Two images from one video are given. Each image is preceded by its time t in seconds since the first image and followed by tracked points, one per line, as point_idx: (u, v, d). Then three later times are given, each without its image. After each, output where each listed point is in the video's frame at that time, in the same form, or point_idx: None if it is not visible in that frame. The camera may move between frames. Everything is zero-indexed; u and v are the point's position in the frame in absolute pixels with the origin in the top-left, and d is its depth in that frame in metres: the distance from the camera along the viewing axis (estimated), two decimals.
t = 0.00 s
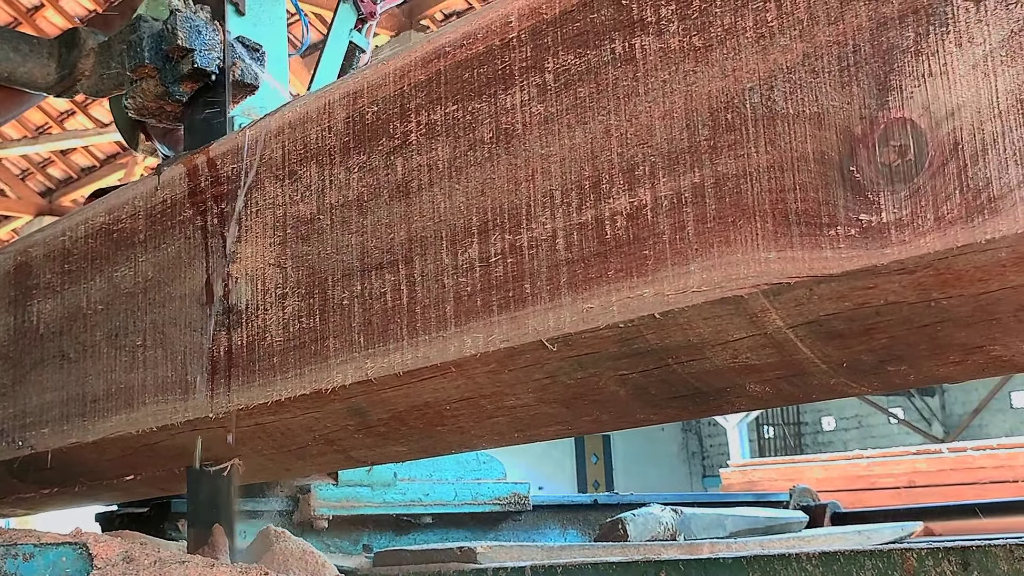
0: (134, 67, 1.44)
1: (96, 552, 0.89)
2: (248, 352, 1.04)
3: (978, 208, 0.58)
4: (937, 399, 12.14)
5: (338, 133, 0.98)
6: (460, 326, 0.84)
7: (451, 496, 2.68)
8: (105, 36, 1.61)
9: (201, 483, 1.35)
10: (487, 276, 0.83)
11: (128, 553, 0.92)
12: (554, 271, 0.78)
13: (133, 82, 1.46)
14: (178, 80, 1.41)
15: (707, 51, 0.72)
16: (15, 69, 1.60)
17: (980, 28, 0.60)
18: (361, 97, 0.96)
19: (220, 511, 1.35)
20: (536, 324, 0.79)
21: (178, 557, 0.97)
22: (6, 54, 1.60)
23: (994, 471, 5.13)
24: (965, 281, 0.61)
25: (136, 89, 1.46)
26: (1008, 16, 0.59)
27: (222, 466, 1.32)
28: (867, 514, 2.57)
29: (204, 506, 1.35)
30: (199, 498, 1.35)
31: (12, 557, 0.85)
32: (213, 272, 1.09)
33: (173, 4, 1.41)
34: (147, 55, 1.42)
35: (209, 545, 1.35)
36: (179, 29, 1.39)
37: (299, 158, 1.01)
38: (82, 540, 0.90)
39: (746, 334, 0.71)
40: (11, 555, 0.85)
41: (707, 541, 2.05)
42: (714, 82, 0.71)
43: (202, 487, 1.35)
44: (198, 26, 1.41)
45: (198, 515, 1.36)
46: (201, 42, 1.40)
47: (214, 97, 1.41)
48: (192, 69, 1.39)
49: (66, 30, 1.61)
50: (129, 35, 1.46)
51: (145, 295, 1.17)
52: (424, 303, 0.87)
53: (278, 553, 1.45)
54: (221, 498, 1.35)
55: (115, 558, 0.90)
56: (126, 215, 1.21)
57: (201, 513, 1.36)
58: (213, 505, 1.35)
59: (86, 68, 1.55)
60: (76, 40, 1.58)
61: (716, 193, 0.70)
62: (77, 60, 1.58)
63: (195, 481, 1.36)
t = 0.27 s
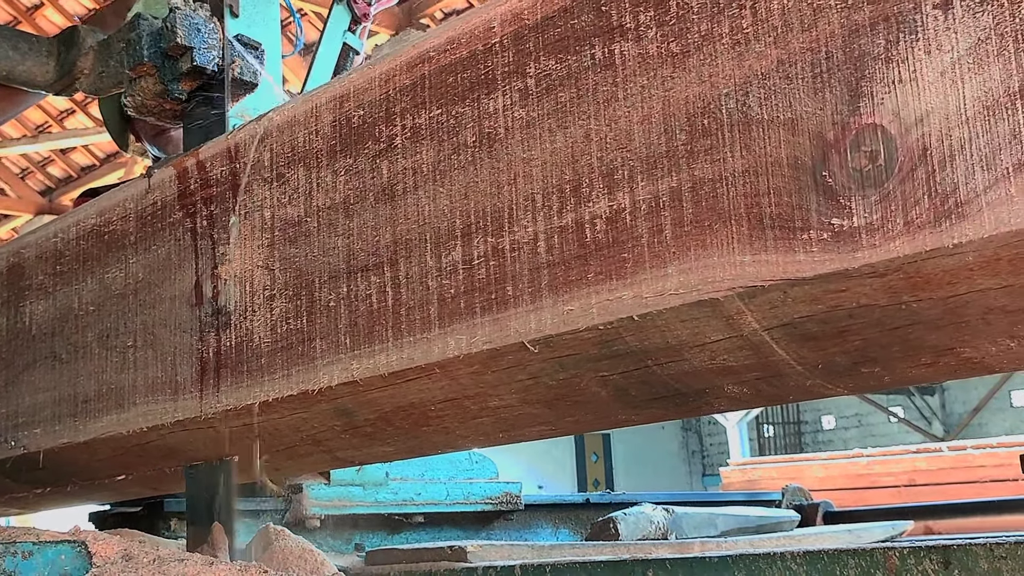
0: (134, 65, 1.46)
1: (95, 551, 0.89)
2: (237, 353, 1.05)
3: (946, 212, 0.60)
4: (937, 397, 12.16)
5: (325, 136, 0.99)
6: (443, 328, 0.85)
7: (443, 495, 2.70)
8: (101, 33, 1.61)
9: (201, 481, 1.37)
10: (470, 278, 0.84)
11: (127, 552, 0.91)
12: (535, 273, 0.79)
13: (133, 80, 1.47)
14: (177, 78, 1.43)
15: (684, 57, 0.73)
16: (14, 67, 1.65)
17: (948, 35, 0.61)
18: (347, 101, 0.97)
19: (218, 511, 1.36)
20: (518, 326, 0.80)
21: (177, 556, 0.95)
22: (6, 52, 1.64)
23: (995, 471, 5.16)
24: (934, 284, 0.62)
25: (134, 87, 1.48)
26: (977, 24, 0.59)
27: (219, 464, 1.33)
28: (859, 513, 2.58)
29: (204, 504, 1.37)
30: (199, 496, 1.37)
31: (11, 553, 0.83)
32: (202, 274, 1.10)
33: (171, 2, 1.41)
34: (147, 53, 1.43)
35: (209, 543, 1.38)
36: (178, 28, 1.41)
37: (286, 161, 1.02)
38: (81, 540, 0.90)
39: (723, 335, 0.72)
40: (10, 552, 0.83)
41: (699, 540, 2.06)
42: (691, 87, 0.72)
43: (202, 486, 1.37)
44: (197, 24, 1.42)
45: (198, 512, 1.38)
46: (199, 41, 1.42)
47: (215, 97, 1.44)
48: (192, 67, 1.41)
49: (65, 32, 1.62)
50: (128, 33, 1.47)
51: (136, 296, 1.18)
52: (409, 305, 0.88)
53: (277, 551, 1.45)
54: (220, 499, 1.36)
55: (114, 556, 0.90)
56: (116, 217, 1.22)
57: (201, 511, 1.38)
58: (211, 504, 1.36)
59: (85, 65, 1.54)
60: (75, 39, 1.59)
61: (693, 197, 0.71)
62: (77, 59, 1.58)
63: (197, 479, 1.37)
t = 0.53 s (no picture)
0: (134, 62, 1.45)
1: (95, 549, 0.90)
2: (227, 353, 1.06)
3: (917, 217, 0.61)
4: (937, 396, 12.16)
5: (313, 139, 1.00)
6: (428, 329, 0.86)
7: (436, 495, 2.71)
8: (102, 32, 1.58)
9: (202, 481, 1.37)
10: (455, 280, 0.85)
11: (127, 550, 0.93)
12: (518, 275, 0.80)
13: (132, 78, 1.47)
14: (176, 77, 1.44)
15: (664, 62, 0.74)
16: (14, 65, 1.58)
17: (918, 42, 0.62)
18: (335, 104, 0.98)
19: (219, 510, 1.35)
20: (501, 327, 0.81)
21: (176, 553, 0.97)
22: (7, 50, 1.57)
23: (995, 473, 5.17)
24: (907, 287, 0.63)
25: (132, 85, 1.47)
26: (947, 31, 0.60)
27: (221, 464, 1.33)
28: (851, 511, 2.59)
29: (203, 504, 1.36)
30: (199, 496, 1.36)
31: (9, 553, 0.86)
32: (193, 275, 1.11)
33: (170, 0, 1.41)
34: (147, 51, 1.44)
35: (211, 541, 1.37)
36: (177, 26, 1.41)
37: (275, 164, 1.03)
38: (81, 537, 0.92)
39: (701, 337, 0.73)
40: (10, 550, 0.86)
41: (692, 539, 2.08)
42: (670, 92, 0.73)
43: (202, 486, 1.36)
44: (197, 22, 1.42)
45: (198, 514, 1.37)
46: (198, 38, 1.42)
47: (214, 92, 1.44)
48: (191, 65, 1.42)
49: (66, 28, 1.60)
50: (128, 31, 1.47)
51: (127, 297, 1.19)
52: (395, 306, 0.89)
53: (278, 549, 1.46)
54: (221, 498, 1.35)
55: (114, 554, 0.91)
56: (108, 218, 1.23)
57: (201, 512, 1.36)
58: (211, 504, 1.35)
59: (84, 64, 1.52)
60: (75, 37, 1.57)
61: (672, 200, 0.72)
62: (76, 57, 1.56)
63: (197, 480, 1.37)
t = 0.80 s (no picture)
0: (133, 62, 1.47)
1: (94, 548, 0.90)
2: (218, 355, 1.07)
3: (892, 222, 0.61)
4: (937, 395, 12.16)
5: (303, 142, 1.01)
6: (415, 331, 0.87)
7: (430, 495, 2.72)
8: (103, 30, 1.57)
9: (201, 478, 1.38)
10: (442, 282, 0.86)
11: (126, 549, 0.93)
12: (503, 278, 0.81)
13: (132, 78, 1.48)
14: (176, 75, 1.45)
15: (646, 68, 0.75)
16: (14, 64, 1.58)
17: (893, 50, 0.63)
18: (324, 108, 0.99)
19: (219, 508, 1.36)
20: (487, 329, 0.82)
21: (177, 553, 0.98)
22: (5, 49, 1.58)
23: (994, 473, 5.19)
24: (882, 291, 0.64)
25: (133, 85, 1.47)
26: (921, 38, 0.61)
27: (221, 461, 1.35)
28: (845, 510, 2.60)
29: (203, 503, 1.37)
30: (198, 493, 1.37)
31: (10, 551, 0.84)
32: (184, 277, 1.12)
33: (171, 0, 1.44)
34: (146, 50, 1.46)
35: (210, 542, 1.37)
36: (177, 25, 1.43)
37: (266, 166, 1.04)
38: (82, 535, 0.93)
39: (683, 340, 0.74)
40: (9, 548, 0.84)
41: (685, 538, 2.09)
42: (653, 97, 0.74)
43: (202, 483, 1.38)
44: (196, 21, 1.44)
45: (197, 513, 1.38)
46: (199, 38, 1.43)
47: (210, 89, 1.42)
48: (190, 64, 1.43)
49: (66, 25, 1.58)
50: (128, 30, 1.48)
51: (120, 299, 1.19)
52: (383, 308, 0.90)
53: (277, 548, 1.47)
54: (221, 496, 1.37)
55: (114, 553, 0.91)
56: (101, 220, 1.24)
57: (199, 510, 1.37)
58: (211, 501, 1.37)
59: (83, 62, 1.52)
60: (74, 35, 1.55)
61: (653, 205, 0.73)
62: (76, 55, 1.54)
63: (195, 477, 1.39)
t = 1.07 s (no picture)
0: (133, 62, 1.46)
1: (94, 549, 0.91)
2: (209, 358, 1.08)
3: (863, 231, 0.63)
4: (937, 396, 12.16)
5: (292, 149, 1.02)
6: (402, 336, 0.88)
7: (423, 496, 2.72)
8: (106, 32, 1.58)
9: (202, 479, 1.38)
10: (427, 289, 0.87)
11: (125, 551, 0.96)
12: (487, 284, 0.82)
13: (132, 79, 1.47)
14: (176, 76, 1.45)
15: (626, 78, 0.76)
16: (14, 64, 1.61)
17: (865, 62, 0.64)
18: (313, 115, 1.00)
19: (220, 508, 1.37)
20: (471, 335, 0.83)
21: (176, 553, 1.01)
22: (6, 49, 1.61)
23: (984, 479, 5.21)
24: (855, 298, 0.65)
25: (133, 86, 1.48)
26: (892, 50, 0.63)
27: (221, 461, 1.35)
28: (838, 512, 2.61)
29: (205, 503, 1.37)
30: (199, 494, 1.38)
31: (12, 552, 0.83)
32: (176, 282, 1.13)
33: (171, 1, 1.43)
34: (147, 51, 1.45)
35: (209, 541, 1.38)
36: (177, 26, 1.42)
37: (255, 173, 1.05)
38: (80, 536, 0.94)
39: (662, 345, 0.75)
40: (11, 550, 0.84)
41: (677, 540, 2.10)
42: (632, 107, 0.75)
43: (203, 484, 1.38)
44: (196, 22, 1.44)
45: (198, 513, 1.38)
46: (198, 39, 1.43)
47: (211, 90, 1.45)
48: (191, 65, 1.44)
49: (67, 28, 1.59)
50: (128, 31, 1.48)
51: (113, 303, 1.21)
52: (370, 313, 0.92)
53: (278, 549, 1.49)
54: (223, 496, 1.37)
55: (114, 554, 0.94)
56: (95, 225, 1.25)
57: (201, 510, 1.38)
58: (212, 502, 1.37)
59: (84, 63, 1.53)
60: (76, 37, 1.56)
61: (633, 213, 0.74)
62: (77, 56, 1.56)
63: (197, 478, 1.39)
